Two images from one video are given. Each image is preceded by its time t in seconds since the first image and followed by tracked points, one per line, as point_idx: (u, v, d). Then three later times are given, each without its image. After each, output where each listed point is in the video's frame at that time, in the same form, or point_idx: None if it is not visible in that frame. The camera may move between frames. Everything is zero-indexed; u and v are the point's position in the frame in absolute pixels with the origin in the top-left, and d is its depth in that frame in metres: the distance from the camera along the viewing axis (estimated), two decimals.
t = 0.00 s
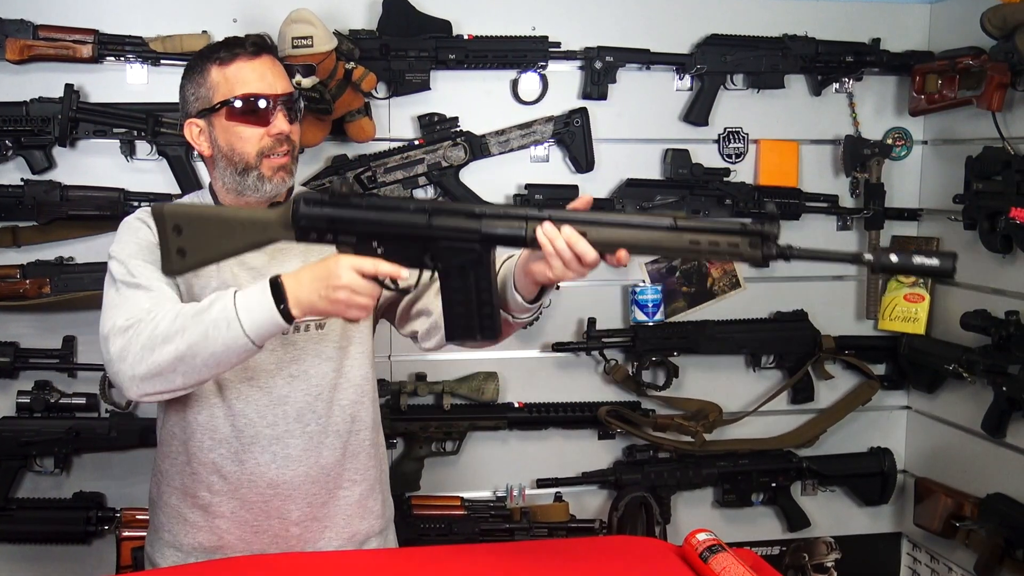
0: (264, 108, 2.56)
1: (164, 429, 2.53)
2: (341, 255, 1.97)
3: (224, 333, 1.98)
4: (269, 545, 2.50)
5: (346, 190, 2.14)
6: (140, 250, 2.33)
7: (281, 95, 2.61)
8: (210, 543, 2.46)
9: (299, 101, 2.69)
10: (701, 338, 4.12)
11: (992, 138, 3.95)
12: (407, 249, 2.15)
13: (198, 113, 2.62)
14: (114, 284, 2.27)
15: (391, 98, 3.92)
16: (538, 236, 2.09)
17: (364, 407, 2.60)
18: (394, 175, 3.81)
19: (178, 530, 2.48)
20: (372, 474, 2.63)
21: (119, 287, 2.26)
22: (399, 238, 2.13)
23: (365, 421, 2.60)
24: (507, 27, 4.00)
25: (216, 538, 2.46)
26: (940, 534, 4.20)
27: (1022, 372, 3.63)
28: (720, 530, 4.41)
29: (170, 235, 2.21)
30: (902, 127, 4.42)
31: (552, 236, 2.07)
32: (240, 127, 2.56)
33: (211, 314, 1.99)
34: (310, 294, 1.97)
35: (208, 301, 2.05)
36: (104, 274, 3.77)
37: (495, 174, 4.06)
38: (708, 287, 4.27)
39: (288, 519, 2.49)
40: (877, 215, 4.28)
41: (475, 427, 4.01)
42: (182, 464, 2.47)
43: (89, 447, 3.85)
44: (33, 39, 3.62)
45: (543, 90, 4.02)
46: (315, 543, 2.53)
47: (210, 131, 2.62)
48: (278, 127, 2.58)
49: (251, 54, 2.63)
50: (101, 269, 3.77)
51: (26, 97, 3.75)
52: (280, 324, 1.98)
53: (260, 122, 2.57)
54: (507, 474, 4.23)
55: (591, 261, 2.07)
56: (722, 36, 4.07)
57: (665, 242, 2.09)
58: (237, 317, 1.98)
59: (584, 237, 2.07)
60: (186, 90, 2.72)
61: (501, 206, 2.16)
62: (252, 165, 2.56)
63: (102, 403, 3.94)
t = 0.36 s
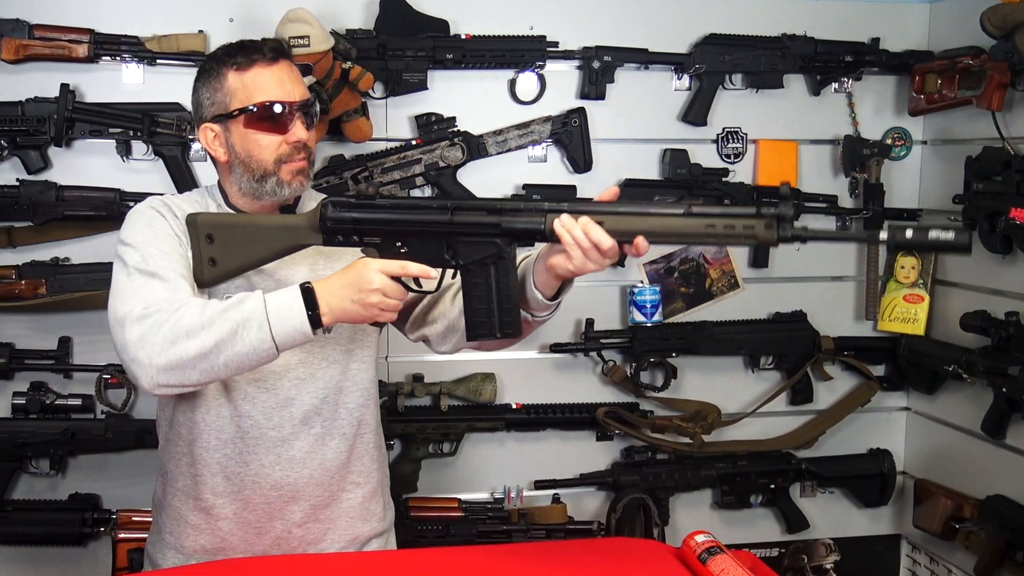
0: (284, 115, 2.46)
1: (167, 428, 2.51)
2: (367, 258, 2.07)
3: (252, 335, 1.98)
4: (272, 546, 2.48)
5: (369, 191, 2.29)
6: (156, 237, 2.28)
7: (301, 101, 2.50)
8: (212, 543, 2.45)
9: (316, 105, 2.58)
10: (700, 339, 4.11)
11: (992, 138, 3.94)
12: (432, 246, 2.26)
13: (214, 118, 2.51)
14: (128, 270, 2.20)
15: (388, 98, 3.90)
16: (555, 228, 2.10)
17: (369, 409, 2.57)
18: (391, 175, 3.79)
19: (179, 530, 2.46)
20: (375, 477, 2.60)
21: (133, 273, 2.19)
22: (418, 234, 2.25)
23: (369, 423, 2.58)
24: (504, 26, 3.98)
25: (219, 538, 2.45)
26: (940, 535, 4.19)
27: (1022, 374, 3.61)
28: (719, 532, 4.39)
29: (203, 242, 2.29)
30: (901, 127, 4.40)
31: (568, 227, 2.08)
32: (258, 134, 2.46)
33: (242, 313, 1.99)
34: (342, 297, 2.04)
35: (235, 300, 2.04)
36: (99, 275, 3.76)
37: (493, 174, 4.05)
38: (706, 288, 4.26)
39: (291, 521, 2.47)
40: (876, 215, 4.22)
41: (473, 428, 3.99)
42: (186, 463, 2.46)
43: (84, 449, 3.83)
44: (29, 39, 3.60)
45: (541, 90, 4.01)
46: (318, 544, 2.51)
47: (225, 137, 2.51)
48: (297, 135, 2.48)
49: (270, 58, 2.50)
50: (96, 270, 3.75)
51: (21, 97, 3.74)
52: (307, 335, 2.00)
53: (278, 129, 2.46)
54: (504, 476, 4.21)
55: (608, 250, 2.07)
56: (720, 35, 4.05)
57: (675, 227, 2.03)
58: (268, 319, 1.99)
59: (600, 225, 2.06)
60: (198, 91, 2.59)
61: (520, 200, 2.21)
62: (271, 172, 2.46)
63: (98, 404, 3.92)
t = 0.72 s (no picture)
0: (298, 139, 2.40)
1: (167, 420, 2.50)
2: (371, 240, 2.09)
3: (261, 321, 1.99)
4: (268, 543, 2.46)
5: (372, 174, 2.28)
6: (164, 219, 2.25)
7: (315, 123, 2.43)
8: (210, 537, 2.43)
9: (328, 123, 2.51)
10: (699, 340, 4.09)
11: (992, 138, 3.92)
12: (435, 228, 2.27)
13: (224, 135, 2.42)
14: (138, 255, 2.18)
15: (385, 98, 3.89)
16: (601, 203, 2.10)
17: (365, 405, 2.54)
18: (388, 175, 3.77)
19: (178, 522, 2.44)
20: (372, 473, 2.58)
21: (143, 258, 2.17)
22: (421, 216, 2.25)
23: (366, 419, 2.55)
24: (501, 26, 3.96)
25: (217, 533, 2.43)
26: (939, 537, 4.18)
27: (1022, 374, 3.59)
28: (718, 534, 4.37)
29: (208, 231, 2.27)
30: (900, 126, 4.38)
31: (615, 202, 2.09)
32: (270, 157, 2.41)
33: (249, 297, 1.99)
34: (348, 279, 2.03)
35: (241, 285, 2.03)
36: (94, 275, 3.74)
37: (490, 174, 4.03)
38: (705, 288, 4.24)
39: (288, 518, 2.45)
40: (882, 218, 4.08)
41: (470, 429, 3.98)
42: (185, 457, 2.44)
43: (80, 450, 3.81)
44: (24, 39, 3.58)
45: (538, 89, 3.99)
46: (315, 544, 2.49)
47: (234, 154, 2.44)
48: (310, 158, 2.43)
49: (284, 76, 2.40)
50: (92, 270, 3.73)
51: (16, 97, 3.72)
52: (314, 318, 2.02)
53: (291, 152, 2.40)
54: (502, 477, 4.19)
55: (654, 228, 2.09)
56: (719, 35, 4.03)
57: (690, 204, 2.09)
58: (275, 303, 1.99)
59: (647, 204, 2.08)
60: (207, 101, 2.50)
61: (523, 182, 2.23)
62: (282, 193, 2.45)
63: (94, 405, 3.90)
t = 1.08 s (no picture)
0: (304, 160, 2.33)
1: (166, 418, 2.49)
2: (372, 241, 2.08)
3: (260, 319, 1.98)
4: (264, 544, 2.44)
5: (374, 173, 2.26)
6: (167, 215, 2.24)
7: (322, 142, 2.37)
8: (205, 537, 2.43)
9: (334, 139, 2.45)
10: (697, 341, 4.08)
11: (992, 138, 3.90)
12: (436, 228, 2.25)
13: (228, 150, 2.35)
14: (141, 251, 2.17)
15: (382, 98, 3.87)
16: (604, 206, 2.08)
17: (362, 406, 2.52)
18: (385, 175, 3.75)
19: (174, 521, 2.43)
20: (369, 474, 2.55)
21: (145, 254, 2.16)
22: (424, 216, 2.23)
23: (363, 420, 2.53)
24: (499, 25, 3.95)
25: (213, 532, 2.41)
26: (939, 539, 4.16)
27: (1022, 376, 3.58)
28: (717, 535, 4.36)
29: (208, 227, 2.25)
30: (900, 126, 4.36)
31: (618, 205, 2.07)
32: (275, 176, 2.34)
33: (249, 294, 1.98)
34: (349, 279, 2.01)
35: (241, 282, 2.02)
36: (90, 276, 3.72)
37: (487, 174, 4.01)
38: (703, 289, 4.23)
39: (284, 518, 2.43)
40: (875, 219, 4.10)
41: (468, 430, 3.96)
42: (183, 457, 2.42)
43: (76, 451, 3.80)
44: (19, 38, 3.56)
45: (536, 89, 3.97)
46: (310, 545, 2.47)
47: (238, 167, 2.37)
48: (315, 178, 2.37)
49: (292, 95, 2.31)
50: (87, 271, 3.71)
51: (12, 96, 3.70)
52: (314, 316, 2.00)
53: (297, 171, 2.34)
54: (499, 479, 4.18)
55: (658, 233, 2.09)
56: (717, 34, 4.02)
57: (693, 207, 2.08)
58: (275, 299, 1.98)
59: (650, 208, 2.07)
60: (212, 108, 2.41)
61: (524, 183, 2.21)
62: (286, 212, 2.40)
63: (90, 406, 3.88)
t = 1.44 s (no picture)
0: (305, 168, 2.32)
1: (162, 419, 2.46)
2: (369, 241, 2.06)
3: (255, 319, 1.96)
4: (261, 545, 2.42)
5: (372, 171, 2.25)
6: (164, 214, 2.22)
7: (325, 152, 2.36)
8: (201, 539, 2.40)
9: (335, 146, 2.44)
10: (696, 342, 4.06)
11: (991, 138, 3.88)
12: (434, 227, 2.24)
13: (229, 154, 2.33)
14: (136, 250, 2.15)
15: (379, 98, 3.85)
16: (602, 206, 2.07)
17: (360, 406, 2.50)
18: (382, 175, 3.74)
19: (170, 523, 2.41)
20: (366, 475, 2.54)
21: (141, 253, 2.14)
22: (421, 215, 2.22)
23: (361, 421, 2.51)
24: (496, 25, 3.93)
25: (210, 533, 2.39)
26: (939, 540, 4.14)
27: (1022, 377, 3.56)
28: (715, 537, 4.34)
29: (206, 227, 2.25)
30: (899, 126, 4.34)
31: (616, 205, 2.06)
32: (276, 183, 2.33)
33: (245, 294, 1.96)
34: (345, 279, 2.01)
35: (237, 282, 2.01)
36: (86, 276, 3.70)
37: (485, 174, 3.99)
38: (702, 290, 4.21)
39: (281, 519, 2.41)
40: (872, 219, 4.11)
41: (466, 432, 3.94)
42: (179, 458, 2.40)
43: (72, 453, 3.78)
44: (15, 38, 3.55)
45: (534, 89, 3.95)
46: (307, 547, 2.45)
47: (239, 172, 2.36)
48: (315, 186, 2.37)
49: (297, 103, 2.29)
50: (83, 272, 3.70)
51: (7, 96, 3.68)
52: (310, 316, 1.99)
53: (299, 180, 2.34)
54: (497, 480, 4.16)
55: (657, 233, 2.07)
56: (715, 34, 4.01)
57: (691, 207, 2.07)
58: (271, 299, 1.96)
59: (648, 207, 2.05)
60: (213, 110, 2.38)
61: (523, 182, 2.20)
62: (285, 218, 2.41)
63: (86, 408, 3.87)
